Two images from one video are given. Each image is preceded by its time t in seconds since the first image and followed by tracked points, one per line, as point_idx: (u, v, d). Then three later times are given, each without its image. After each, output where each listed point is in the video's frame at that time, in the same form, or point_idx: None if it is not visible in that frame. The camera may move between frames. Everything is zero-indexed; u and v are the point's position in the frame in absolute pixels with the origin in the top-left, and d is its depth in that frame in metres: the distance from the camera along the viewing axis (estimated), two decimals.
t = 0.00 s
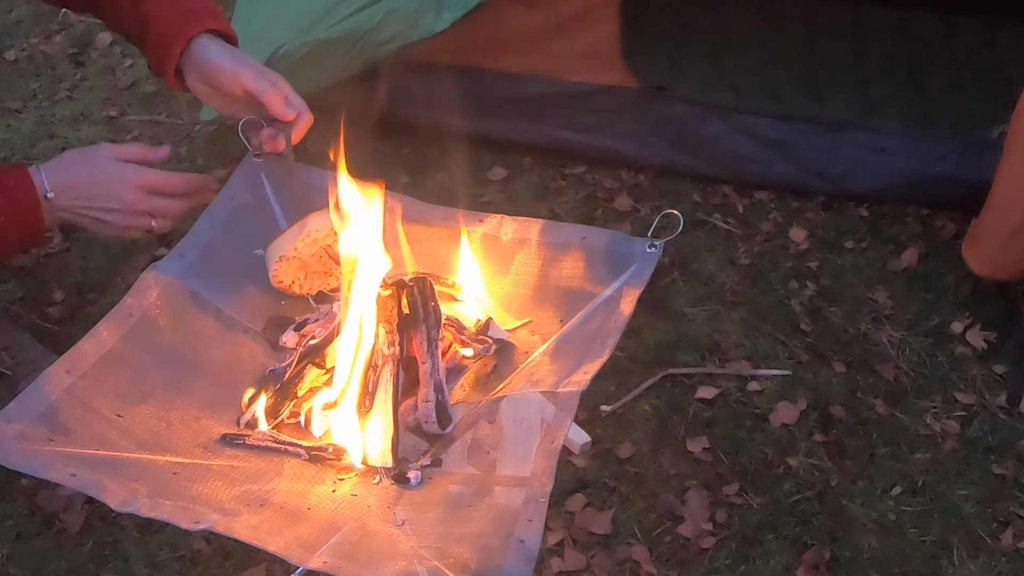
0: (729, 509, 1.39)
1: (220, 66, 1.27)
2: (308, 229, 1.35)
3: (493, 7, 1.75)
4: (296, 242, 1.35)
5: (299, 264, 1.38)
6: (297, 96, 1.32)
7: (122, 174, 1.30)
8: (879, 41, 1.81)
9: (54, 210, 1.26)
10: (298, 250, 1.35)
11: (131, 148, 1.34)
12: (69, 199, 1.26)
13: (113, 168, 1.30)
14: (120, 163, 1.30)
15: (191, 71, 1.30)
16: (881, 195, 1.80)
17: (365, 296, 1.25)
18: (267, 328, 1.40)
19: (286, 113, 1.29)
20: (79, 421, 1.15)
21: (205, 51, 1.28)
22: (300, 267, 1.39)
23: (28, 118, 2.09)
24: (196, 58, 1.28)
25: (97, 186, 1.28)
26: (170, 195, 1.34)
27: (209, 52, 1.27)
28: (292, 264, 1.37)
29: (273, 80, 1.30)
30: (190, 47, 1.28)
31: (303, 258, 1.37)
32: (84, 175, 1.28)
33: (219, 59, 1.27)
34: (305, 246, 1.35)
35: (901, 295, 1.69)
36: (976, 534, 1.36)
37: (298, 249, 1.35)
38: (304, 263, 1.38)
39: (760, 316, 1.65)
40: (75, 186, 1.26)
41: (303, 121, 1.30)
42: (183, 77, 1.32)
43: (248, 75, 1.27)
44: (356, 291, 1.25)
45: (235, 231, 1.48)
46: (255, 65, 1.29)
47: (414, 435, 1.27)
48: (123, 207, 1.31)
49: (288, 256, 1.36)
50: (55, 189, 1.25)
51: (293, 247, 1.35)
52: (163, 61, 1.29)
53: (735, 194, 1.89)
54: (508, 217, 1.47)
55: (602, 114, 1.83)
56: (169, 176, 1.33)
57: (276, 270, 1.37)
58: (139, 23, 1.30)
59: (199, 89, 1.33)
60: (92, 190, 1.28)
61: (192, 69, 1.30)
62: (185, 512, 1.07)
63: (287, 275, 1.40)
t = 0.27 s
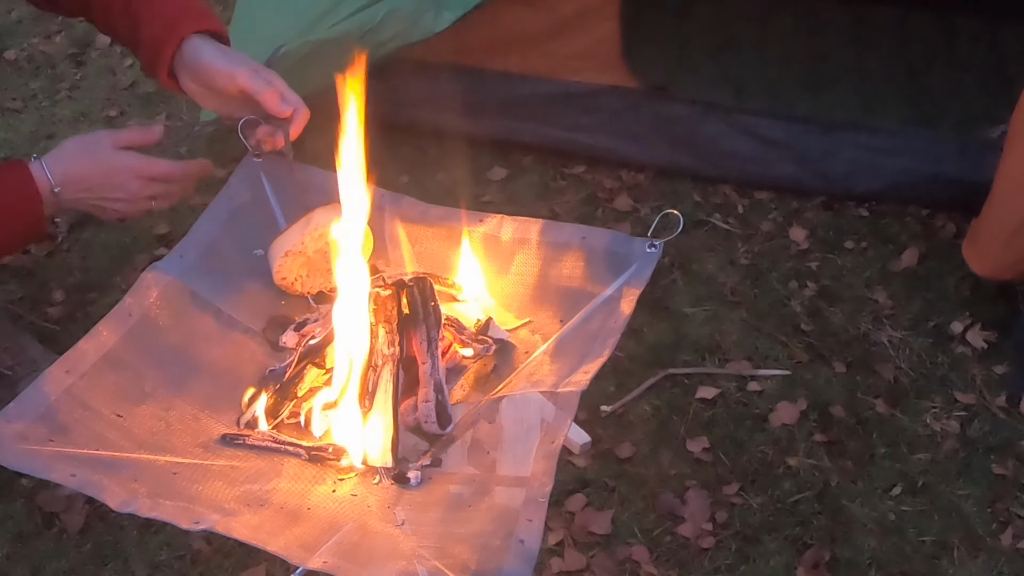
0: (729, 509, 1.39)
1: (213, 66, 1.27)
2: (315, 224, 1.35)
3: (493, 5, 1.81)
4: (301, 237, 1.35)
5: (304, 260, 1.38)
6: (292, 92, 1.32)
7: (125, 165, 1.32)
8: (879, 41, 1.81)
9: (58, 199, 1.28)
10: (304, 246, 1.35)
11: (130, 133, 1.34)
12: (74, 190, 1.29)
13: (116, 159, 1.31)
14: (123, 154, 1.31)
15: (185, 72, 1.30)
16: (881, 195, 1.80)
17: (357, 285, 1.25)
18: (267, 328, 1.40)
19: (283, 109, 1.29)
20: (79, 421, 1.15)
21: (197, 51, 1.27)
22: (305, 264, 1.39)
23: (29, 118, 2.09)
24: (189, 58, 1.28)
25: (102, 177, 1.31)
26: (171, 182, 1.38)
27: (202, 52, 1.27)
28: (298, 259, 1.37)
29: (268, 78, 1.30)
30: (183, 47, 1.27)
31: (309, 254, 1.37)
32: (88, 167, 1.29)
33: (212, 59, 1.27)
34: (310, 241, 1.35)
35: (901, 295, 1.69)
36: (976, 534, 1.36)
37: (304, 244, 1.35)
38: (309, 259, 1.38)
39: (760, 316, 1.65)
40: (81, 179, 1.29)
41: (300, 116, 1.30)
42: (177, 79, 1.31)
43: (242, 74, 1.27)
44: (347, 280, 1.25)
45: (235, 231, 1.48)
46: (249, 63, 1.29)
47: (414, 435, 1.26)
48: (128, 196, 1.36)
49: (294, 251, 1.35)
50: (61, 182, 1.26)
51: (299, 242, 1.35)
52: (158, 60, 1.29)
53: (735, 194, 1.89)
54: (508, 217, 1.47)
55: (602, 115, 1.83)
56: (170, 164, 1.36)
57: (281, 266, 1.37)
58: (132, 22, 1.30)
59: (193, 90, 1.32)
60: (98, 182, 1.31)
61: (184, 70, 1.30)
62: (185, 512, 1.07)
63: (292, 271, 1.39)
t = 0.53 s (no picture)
0: (729, 509, 1.39)
1: (211, 66, 1.27)
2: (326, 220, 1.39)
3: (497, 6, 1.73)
4: (314, 232, 1.39)
5: (311, 258, 1.39)
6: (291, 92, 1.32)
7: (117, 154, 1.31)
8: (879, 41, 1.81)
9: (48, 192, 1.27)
10: (315, 242, 1.39)
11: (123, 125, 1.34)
12: (65, 180, 1.28)
13: (107, 149, 1.31)
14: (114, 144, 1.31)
15: (183, 73, 1.30)
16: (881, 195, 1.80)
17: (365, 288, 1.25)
18: (267, 329, 1.41)
19: (281, 108, 1.29)
20: (78, 421, 1.15)
21: (195, 51, 1.27)
22: (311, 261, 1.40)
23: (29, 118, 2.09)
24: (187, 59, 1.28)
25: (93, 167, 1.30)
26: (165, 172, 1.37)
27: (200, 53, 1.27)
28: (306, 256, 1.39)
29: (266, 77, 1.30)
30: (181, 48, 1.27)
31: (318, 250, 1.39)
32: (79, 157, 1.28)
33: (210, 59, 1.27)
34: (321, 238, 1.39)
35: (901, 295, 1.69)
36: (976, 534, 1.36)
37: (315, 239, 1.39)
38: (315, 258, 1.39)
39: (760, 316, 1.65)
40: (71, 168, 1.28)
41: (299, 115, 1.30)
42: (175, 80, 1.31)
43: (240, 73, 1.27)
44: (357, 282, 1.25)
45: (235, 231, 1.48)
46: (247, 63, 1.29)
47: (414, 435, 1.27)
48: (121, 186, 1.34)
49: (303, 247, 1.38)
50: (51, 172, 1.26)
51: (310, 238, 1.38)
52: (154, 63, 1.28)
53: (735, 194, 1.89)
54: (508, 217, 1.47)
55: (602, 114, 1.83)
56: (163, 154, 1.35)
57: (290, 262, 1.38)
58: (126, 26, 1.29)
59: (191, 92, 1.32)
60: (89, 171, 1.29)
61: (182, 70, 1.29)
62: (185, 512, 1.07)
63: (298, 267, 1.39)
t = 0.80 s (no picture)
0: (729, 509, 1.39)
1: (213, 68, 1.27)
2: (316, 224, 1.36)
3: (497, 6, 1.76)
4: (304, 237, 1.35)
5: (306, 260, 1.38)
6: (292, 92, 1.32)
7: (110, 162, 1.30)
8: (880, 42, 1.81)
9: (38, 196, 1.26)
10: (307, 246, 1.36)
11: (119, 133, 1.33)
12: (57, 186, 1.26)
13: (100, 155, 1.29)
14: (108, 151, 1.30)
15: (184, 74, 1.30)
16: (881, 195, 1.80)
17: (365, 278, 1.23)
18: (267, 328, 1.41)
19: (282, 109, 1.30)
20: (79, 422, 1.15)
21: (196, 53, 1.27)
22: (306, 265, 1.40)
23: (29, 118, 2.09)
24: (189, 60, 1.28)
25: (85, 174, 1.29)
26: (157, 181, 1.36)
27: (201, 55, 1.27)
28: (300, 259, 1.37)
29: (267, 79, 1.30)
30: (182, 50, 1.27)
31: (310, 254, 1.37)
32: (73, 162, 1.27)
33: (212, 61, 1.27)
34: (313, 241, 1.36)
35: (901, 295, 1.69)
36: (976, 534, 1.36)
37: (307, 244, 1.36)
38: (311, 259, 1.38)
39: (760, 317, 1.65)
40: (64, 174, 1.26)
41: (300, 117, 1.31)
42: (176, 80, 1.31)
43: (241, 75, 1.27)
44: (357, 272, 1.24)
45: (235, 231, 1.48)
46: (248, 64, 1.29)
47: (414, 435, 1.27)
48: (112, 195, 1.33)
49: (295, 251, 1.36)
50: (43, 178, 1.24)
51: (302, 242, 1.35)
52: (154, 64, 1.27)
53: (735, 194, 1.89)
54: (508, 217, 1.47)
55: (602, 115, 1.83)
56: (156, 164, 1.35)
57: (282, 266, 1.37)
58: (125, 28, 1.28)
59: (193, 92, 1.32)
60: (80, 179, 1.28)
61: (184, 72, 1.29)
62: (185, 512, 1.07)
63: (293, 272, 1.40)
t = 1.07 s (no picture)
0: (729, 509, 1.39)
1: (212, 70, 1.27)
2: (313, 228, 1.36)
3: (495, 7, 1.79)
4: (301, 239, 1.36)
5: (304, 263, 1.38)
6: (291, 93, 1.32)
7: (110, 180, 1.27)
8: (879, 42, 1.81)
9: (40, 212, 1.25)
10: (305, 248, 1.36)
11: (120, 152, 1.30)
12: (57, 202, 1.25)
13: (101, 173, 1.26)
14: (109, 169, 1.26)
15: (185, 77, 1.30)
16: (881, 196, 1.80)
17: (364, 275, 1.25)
18: (267, 328, 1.41)
19: (282, 111, 1.29)
20: (79, 421, 1.15)
21: (195, 56, 1.27)
22: (305, 266, 1.40)
23: (29, 118, 2.09)
24: (188, 63, 1.28)
25: (85, 192, 1.26)
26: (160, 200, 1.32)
27: (201, 57, 1.27)
28: (298, 262, 1.38)
29: (267, 80, 1.30)
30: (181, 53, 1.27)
31: (308, 256, 1.37)
32: (73, 180, 1.25)
33: (211, 64, 1.27)
34: (311, 245, 1.36)
35: (901, 295, 1.69)
36: (976, 534, 1.36)
37: (304, 247, 1.36)
38: (309, 262, 1.39)
39: (760, 317, 1.65)
40: (63, 191, 1.24)
41: (300, 118, 1.30)
42: (177, 83, 1.31)
43: (240, 77, 1.27)
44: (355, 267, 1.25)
45: (235, 231, 1.48)
46: (247, 66, 1.28)
47: (414, 435, 1.27)
48: (113, 214, 1.30)
49: (294, 254, 1.36)
50: (43, 194, 1.23)
51: (299, 245, 1.35)
52: (154, 66, 1.28)
53: (735, 193, 1.89)
54: (508, 217, 1.47)
55: (602, 115, 1.83)
56: (159, 183, 1.31)
57: (281, 268, 1.37)
58: (125, 30, 1.29)
59: (194, 95, 1.32)
60: (80, 195, 1.26)
61: (184, 74, 1.29)
62: (185, 512, 1.07)
63: (292, 273, 1.39)
